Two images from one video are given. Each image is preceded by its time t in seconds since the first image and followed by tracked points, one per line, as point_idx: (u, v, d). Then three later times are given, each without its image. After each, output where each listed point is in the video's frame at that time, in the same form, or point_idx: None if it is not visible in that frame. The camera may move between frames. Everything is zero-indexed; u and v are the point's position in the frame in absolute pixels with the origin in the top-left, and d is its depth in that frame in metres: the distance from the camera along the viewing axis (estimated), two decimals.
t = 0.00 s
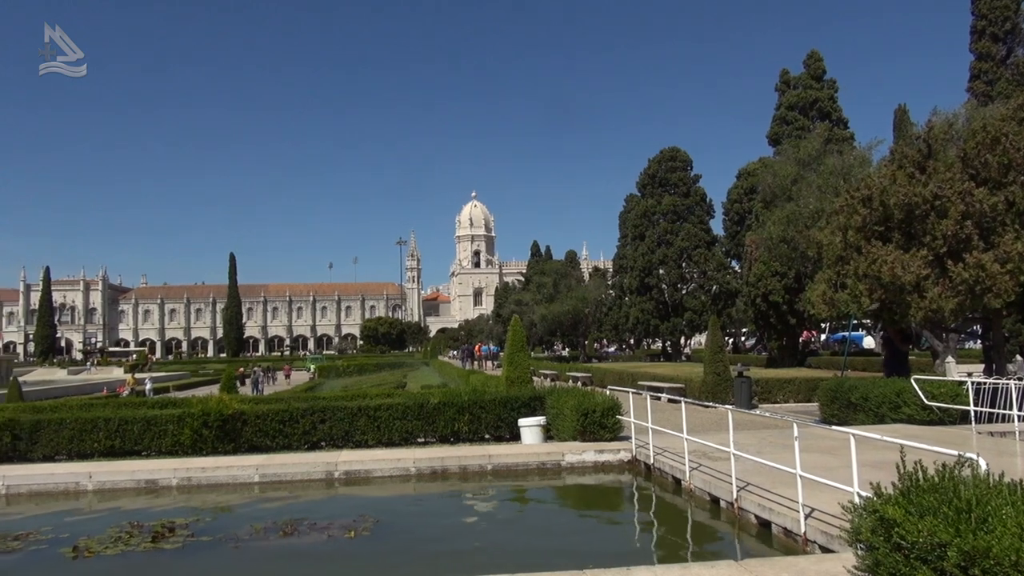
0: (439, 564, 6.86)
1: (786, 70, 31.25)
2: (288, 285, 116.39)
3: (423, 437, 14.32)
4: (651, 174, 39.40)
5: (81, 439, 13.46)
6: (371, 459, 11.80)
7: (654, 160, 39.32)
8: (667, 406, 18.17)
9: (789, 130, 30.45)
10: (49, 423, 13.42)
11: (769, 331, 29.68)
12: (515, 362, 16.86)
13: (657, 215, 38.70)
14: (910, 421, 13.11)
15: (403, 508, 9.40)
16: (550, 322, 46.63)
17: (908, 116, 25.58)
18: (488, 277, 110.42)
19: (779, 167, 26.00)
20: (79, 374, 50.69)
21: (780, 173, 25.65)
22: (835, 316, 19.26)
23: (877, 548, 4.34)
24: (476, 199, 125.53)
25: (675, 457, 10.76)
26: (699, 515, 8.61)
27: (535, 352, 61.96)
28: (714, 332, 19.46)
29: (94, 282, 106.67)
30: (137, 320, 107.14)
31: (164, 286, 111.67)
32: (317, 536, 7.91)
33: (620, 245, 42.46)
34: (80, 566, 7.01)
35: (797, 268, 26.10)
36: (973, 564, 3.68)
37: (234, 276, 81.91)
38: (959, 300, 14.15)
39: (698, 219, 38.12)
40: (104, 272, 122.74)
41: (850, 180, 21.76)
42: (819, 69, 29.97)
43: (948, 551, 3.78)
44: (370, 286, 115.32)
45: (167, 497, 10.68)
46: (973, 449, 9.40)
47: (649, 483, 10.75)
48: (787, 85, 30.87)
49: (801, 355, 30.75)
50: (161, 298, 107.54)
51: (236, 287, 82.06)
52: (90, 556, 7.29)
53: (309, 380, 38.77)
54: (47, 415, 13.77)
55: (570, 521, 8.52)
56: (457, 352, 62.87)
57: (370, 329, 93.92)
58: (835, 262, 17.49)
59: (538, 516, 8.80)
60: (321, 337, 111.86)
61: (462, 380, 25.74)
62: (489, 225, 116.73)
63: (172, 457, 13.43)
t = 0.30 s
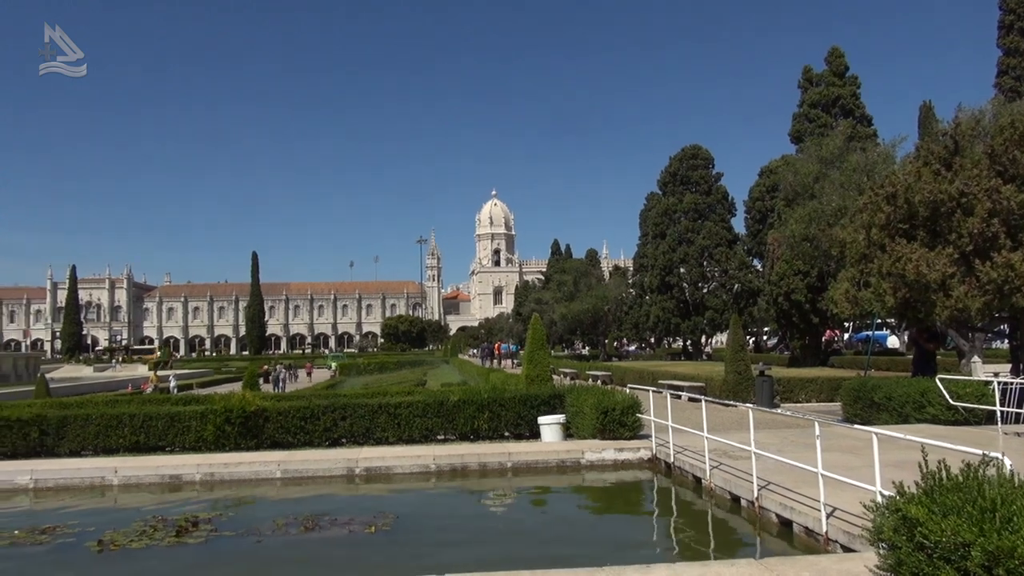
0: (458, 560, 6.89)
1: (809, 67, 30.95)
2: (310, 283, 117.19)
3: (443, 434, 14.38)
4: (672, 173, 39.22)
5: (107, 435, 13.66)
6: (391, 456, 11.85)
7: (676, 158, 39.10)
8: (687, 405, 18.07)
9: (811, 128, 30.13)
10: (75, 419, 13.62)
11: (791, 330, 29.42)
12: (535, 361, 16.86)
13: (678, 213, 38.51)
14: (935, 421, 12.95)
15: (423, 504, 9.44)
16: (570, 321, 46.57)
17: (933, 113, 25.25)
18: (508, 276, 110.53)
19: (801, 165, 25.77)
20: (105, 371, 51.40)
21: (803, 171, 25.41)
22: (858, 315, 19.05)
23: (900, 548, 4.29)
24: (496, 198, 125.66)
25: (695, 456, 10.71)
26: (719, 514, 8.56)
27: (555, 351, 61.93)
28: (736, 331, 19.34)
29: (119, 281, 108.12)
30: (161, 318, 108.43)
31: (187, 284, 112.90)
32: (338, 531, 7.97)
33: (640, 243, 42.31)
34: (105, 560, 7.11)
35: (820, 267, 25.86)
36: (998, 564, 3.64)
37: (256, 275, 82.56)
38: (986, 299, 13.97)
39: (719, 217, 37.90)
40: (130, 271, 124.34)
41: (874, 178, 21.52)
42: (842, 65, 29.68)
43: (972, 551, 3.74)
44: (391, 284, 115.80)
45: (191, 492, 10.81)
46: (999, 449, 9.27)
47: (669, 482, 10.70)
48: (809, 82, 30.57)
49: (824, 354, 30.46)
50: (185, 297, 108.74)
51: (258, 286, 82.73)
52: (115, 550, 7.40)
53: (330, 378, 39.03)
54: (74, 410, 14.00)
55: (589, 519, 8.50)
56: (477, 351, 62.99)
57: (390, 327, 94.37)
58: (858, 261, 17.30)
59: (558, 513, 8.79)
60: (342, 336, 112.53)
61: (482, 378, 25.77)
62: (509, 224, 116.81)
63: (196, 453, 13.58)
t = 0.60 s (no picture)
0: (479, 550, 6.93)
1: (832, 57, 30.55)
2: (331, 276, 117.97)
3: (463, 426, 14.44)
4: (693, 165, 38.94)
5: (132, 425, 13.86)
6: (412, 447, 11.91)
7: (697, 150, 38.84)
8: (708, 399, 17.99)
9: (834, 119, 29.77)
10: (101, 409, 13.84)
11: (814, 324, 29.14)
12: (554, 354, 16.87)
13: (699, 206, 38.25)
14: (960, 416, 12.78)
15: (445, 495, 9.49)
16: (591, 314, 46.50)
17: (960, 103, 24.85)
18: (528, 269, 110.56)
19: (825, 157, 25.48)
20: (130, 362, 52.15)
21: (826, 163, 25.12)
22: (882, 308, 18.83)
23: (923, 542, 4.25)
24: (516, 191, 125.59)
25: (716, 449, 10.67)
26: (740, 508, 8.52)
27: (575, 344, 61.88)
28: (757, 325, 19.20)
29: (144, 274, 109.46)
30: (185, 311, 109.71)
31: (211, 277, 114.07)
32: (359, 521, 8.05)
33: (661, 236, 42.11)
34: (131, 547, 7.23)
35: (843, 260, 25.61)
36: None
37: (278, 268, 83.12)
38: (1014, 292, 13.83)
39: (741, 210, 37.64)
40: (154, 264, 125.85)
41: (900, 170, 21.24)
42: (865, 56, 29.27)
43: (997, 547, 3.70)
44: (411, 278, 116.23)
45: (214, 482, 10.95)
46: None
47: (690, 475, 10.67)
48: (833, 74, 30.18)
49: (847, 348, 30.16)
50: (208, 289, 109.88)
51: (280, 279, 83.31)
52: (141, 537, 7.52)
53: (352, 370, 39.27)
54: (100, 400, 14.21)
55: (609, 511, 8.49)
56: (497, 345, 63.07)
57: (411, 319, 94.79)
58: (883, 253, 17.09)
59: (578, 506, 8.80)
60: (362, 328, 113.21)
61: (502, 371, 25.84)
62: (529, 218, 116.75)
63: (219, 444, 13.74)
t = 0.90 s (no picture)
0: (499, 538, 6.99)
1: (859, 44, 30.12)
2: (354, 267, 118.62)
3: (484, 416, 14.49)
4: (717, 155, 38.64)
5: (160, 413, 14.07)
6: (434, 437, 11.98)
7: (721, 140, 38.52)
8: (731, 390, 17.89)
9: (861, 108, 29.38)
10: (130, 397, 14.07)
11: (839, 316, 28.82)
12: (576, 345, 16.85)
13: (723, 196, 37.94)
14: (988, 409, 12.59)
15: (467, 485, 9.55)
16: (612, 304, 46.35)
17: (991, 91, 24.39)
18: (550, 260, 110.34)
19: (851, 146, 25.15)
20: (156, 351, 52.78)
21: (854, 151, 24.79)
22: (909, 299, 18.59)
23: (949, 536, 4.20)
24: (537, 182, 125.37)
25: (739, 441, 10.62)
26: (763, 500, 8.47)
27: (597, 334, 61.80)
28: (781, 316, 19.04)
29: (170, 264, 110.75)
30: (210, 301, 110.97)
31: (235, 267, 115.19)
32: (383, 509, 8.12)
33: (684, 227, 41.87)
34: (159, 532, 7.37)
35: (870, 250, 25.29)
36: None
37: (302, 259, 83.70)
38: None
39: (766, 200, 37.31)
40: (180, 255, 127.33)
41: (928, 159, 20.92)
42: (892, 43, 28.81)
43: None
44: (433, 268, 116.55)
45: (240, 469, 11.10)
46: None
47: (712, 467, 10.63)
48: (860, 61, 29.73)
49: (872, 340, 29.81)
50: (233, 280, 111.04)
51: (304, 270, 83.87)
52: (169, 523, 7.65)
53: (374, 360, 39.47)
54: (128, 389, 14.44)
55: (630, 502, 8.49)
56: (519, 336, 63.16)
57: (433, 310, 95.14)
58: (910, 244, 16.87)
59: (599, 497, 8.80)
60: (385, 319, 113.80)
61: (523, 361, 25.88)
62: (551, 208, 116.53)
63: (245, 432, 13.91)
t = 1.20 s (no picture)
0: (516, 531, 6.98)
1: (881, 35, 29.76)
2: (371, 259, 119.04)
3: (501, 409, 14.51)
4: (736, 147, 38.37)
5: (180, 404, 14.21)
6: (451, 429, 11.99)
7: (739, 132, 38.25)
8: (749, 383, 17.80)
9: (883, 98, 29.06)
10: (150, 388, 14.22)
11: (859, 309, 28.56)
12: (593, 338, 16.82)
13: (741, 188, 37.67)
14: (1011, 403, 12.40)
15: (484, 477, 9.57)
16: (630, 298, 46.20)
17: (1016, 81, 24.02)
18: (566, 252, 110.17)
19: (873, 137, 24.85)
20: (177, 343, 53.26)
21: (876, 142, 24.50)
22: (930, 293, 18.37)
23: (972, 531, 4.15)
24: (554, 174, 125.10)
25: (757, 435, 10.56)
26: (781, 495, 8.42)
27: (614, 328, 61.68)
28: (801, 309, 18.89)
29: (189, 257, 111.64)
30: (229, 293, 111.91)
31: (254, 260, 115.97)
32: (400, 500, 8.16)
33: (702, 219, 41.64)
34: (180, 522, 7.45)
35: (891, 243, 25.03)
36: None
37: (319, 251, 84.12)
38: None
39: (785, 192, 37.01)
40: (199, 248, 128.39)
41: (951, 150, 20.65)
42: (915, 33, 28.42)
43: None
44: (450, 261, 116.74)
45: (259, 460, 11.19)
46: None
47: (730, 461, 10.58)
48: (882, 52, 29.38)
49: (892, 334, 29.52)
50: (252, 272, 111.85)
51: (322, 262, 84.27)
52: (189, 513, 7.73)
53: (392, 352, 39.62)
54: (149, 380, 14.60)
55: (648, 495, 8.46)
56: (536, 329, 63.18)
57: (450, 303, 95.34)
58: (932, 237, 16.66)
59: (615, 489, 8.78)
60: (402, 311, 114.22)
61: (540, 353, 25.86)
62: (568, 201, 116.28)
63: (264, 423, 14.03)
